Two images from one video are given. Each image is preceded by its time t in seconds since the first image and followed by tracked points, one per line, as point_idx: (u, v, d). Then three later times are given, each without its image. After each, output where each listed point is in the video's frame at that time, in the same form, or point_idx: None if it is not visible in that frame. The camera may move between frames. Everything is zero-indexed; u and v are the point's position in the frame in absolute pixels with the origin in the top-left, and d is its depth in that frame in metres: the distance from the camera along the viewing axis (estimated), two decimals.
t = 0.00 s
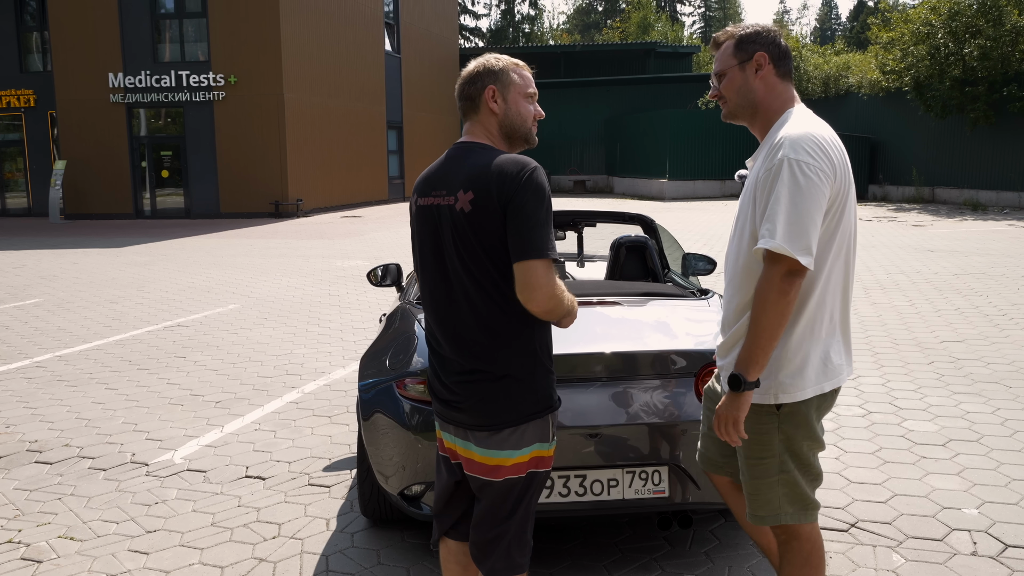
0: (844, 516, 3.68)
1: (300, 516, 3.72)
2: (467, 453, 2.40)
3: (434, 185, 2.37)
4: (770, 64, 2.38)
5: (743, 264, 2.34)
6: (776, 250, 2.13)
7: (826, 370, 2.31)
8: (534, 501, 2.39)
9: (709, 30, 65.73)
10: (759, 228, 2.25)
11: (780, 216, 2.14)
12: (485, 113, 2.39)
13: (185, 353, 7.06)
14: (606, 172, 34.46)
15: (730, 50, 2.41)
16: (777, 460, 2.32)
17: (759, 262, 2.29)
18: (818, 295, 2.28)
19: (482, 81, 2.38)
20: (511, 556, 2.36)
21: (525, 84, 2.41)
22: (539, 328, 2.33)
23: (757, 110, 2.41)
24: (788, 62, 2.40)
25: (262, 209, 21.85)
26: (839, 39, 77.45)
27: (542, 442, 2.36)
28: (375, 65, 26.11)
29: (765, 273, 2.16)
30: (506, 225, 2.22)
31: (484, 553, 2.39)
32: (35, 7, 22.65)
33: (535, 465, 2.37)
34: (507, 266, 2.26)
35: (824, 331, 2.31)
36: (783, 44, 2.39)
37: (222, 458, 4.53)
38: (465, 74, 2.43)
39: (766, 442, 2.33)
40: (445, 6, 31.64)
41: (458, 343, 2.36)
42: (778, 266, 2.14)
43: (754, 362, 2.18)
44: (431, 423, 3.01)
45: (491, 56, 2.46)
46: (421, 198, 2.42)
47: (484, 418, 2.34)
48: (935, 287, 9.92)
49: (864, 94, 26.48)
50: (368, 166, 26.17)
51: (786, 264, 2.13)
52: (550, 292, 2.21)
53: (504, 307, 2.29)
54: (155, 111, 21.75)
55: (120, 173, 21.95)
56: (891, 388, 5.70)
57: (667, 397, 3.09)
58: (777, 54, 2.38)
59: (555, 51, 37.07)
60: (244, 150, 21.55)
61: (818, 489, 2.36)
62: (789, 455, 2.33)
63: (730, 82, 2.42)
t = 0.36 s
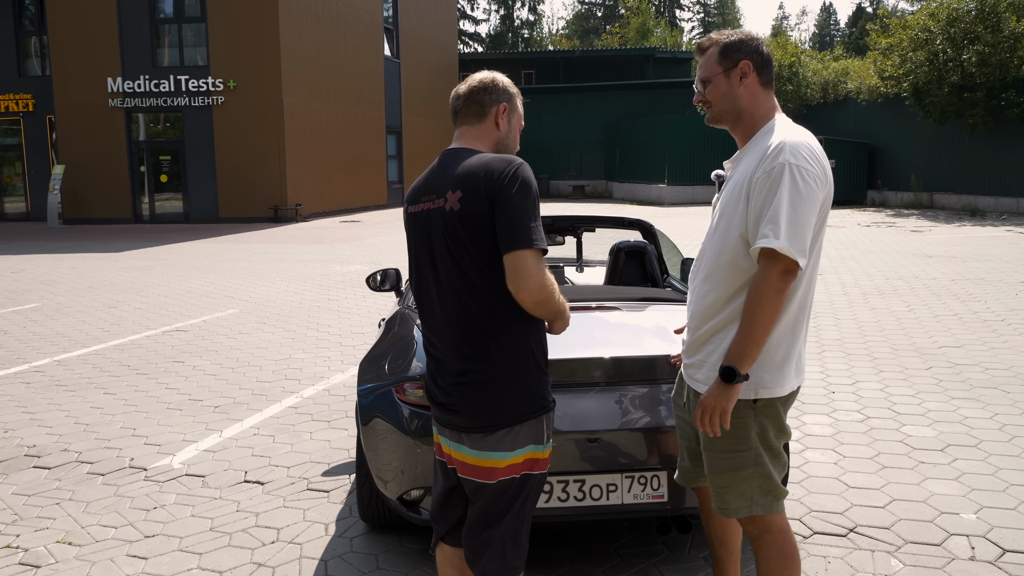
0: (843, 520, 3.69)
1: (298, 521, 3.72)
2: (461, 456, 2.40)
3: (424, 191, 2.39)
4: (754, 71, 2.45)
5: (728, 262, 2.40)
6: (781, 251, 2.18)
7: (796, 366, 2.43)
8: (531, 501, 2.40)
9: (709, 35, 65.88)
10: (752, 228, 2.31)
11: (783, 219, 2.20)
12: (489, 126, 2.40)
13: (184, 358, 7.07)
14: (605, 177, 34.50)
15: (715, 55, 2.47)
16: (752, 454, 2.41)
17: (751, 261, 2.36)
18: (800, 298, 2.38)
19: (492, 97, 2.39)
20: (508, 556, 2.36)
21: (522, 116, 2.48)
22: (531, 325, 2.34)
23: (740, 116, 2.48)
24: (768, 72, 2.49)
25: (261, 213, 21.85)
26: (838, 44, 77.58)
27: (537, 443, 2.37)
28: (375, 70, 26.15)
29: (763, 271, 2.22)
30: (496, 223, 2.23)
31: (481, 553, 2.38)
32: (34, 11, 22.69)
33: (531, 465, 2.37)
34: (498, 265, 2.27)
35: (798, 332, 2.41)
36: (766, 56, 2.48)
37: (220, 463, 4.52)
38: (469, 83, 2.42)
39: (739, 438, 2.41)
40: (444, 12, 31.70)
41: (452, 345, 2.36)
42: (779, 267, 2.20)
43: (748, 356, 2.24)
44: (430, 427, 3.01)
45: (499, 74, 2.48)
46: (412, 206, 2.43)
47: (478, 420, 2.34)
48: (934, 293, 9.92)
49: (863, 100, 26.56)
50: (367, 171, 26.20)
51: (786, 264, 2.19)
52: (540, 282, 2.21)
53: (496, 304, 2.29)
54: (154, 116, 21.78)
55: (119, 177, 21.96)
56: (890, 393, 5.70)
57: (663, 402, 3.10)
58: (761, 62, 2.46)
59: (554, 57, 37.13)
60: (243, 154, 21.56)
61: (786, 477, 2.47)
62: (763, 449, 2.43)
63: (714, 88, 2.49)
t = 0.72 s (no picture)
0: (834, 522, 3.70)
1: (291, 524, 3.71)
2: (451, 458, 2.41)
3: (416, 195, 2.40)
4: (732, 79, 2.54)
5: (716, 256, 2.48)
6: (774, 240, 2.29)
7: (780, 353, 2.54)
8: (524, 505, 2.39)
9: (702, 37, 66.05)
10: (741, 222, 2.40)
11: (772, 211, 2.31)
12: (467, 125, 2.40)
13: (176, 361, 7.05)
14: (598, 180, 34.55)
15: (694, 64, 2.55)
16: (726, 442, 2.47)
17: (743, 254, 2.44)
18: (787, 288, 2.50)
19: (465, 99, 2.40)
20: (499, 558, 2.36)
21: (504, 104, 2.46)
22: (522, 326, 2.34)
23: (720, 121, 2.56)
24: (743, 77, 2.57)
25: (254, 216, 21.80)
26: (830, 48, 77.87)
27: (528, 446, 2.37)
28: (368, 73, 26.15)
29: (758, 263, 2.32)
30: (484, 224, 2.24)
31: (473, 556, 2.38)
32: (26, 13, 22.61)
33: (520, 468, 2.37)
34: (488, 266, 2.27)
35: (779, 324, 2.51)
36: (740, 59, 2.56)
37: (213, 466, 4.51)
38: (449, 87, 2.43)
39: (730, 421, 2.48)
40: (438, 15, 31.73)
41: (443, 347, 2.37)
42: (773, 255, 2.30)
43: (748, 341, 2.33)
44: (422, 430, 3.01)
45: (473, 72, 2.48)
46: (405, 209, 2.44)
47: (469, 421, 2.34)
48: (925, 295, 9.97)
49: (855, 103, 26.67)
50: (361, 174, 26.18)
51: (777, 253, 2.30)
52: (528, 282, 2.21)
53: (485, 305, 2.29)
54: (146, 118, 21.71)
55: (111, 180, 21.87)
56: (882, 395, 5.72)
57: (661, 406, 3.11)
58: (736, 70, 2.54)
59: (548, 60, 37.17)
60: (236, 156, 21.52)
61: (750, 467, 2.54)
62: (736, 438, 2.49)
63: (694, 94, 2.56)
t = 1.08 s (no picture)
0: (828, 525, 3.71)
1: (285, 528, 3.71)
2: (448, 460, 2.41)
3: (417, 198, 2.40)
4: (730, 83, 2.57)
5: (719, 255, 2.49)
6: (775, 237, 2.30)
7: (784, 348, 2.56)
8: (522, 507, 2.40)
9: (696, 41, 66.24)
10: (742, 220, 2.42)
11: (773, 208, 2.32)
12: (473, 128, 2.41)
13: (170, 365, 7.03)
14: (593, 183, 34.60)
15: (692, 67, 2.55)
16: (759, 442, 2.51)
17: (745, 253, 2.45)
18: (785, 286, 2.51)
19: (468, 100, 2.40)
20: (495, 561, 2.37)
21: (507, 106, 2.46)
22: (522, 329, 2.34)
23: (719, 123, 2.58)
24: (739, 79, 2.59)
25: (248, 219, 21.77)
26: (824, 51, 78.16)
27: (526, 449, 2.37)
28: (362, 76, 26.15)
29: (758, 258, 2.33)
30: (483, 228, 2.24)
31: (470, 558, 2.38)
32: (19, 16, 22.56)
33: (519, 471, 2.38)
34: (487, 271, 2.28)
35: (780, 321, 2.53)
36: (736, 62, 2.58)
37: (206, 470, 4.51)
38: (451, 88, 2.43)
39: (751, 425, 2.50)
40: (432, 18, 31.76)
41: (442, 350, 2.37)
42: (773, 250, 2.32)
43: (745, 334, 2.34)
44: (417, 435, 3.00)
45: (476, 74, 2.49)
46: (406, 212, 2.45)
47: (467, 423, 2.34)
48: (918, 298, 10.01)
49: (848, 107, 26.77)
50: (355, 177, 26.17)
51: (777, 249, 2.31)
52: (523, 289, 2.21)
53: (483, 309, 2.29)
54: (140, 121, 21.65)
55: (104, 183, 21.82)
56: (875, 398, 5.73)
57: (658, 410, 3.13)
58: (733, 73, 2.57)
59: (542, 63, 37.20)
60: (230, 159, 21.49)
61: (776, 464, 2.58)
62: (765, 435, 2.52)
63: (694, 98, 2.57)
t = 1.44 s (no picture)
0: (818, 527, 3.71)
1: (273, 540, 3.68)
2: (441, 469, 2.40)
3: (409, 205, 2.39)
4: (732, 88, 2.55)
5: (732, 268, 2.49)
6: (794, 259, 2.29)
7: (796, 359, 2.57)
8: (513, 516, 2.39)
9: (683, 46, 66.53)
10: (758, 238, 2.42)
11: (792, 227, 2.31)
12: (467, 134, 2.40)
13: (157, 376, 6.99)
14: (582, 189, 34.67)
15: (694, 79, 2.57)
16: (774, 446, 2.52)
17: (760, 268, 2.45)
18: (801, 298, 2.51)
19: (467, 105, 2.39)
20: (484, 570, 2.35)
21: (501, 112, 2.48)
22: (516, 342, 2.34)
23: (728, 132, 2.58)
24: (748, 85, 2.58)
25: (236, 229, 21.69)
26: (810, 55, 78.63)
27: (518, 459, 2.37)
28: (350, 84, 26.14)
29: (776, 278, 2.32)
30: (479, 240, 2.23)
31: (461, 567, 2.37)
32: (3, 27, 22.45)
33: (509, 482, 2.37)
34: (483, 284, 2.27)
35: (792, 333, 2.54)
36: (740, 68, 2.56)
37: (194, 482, 4.48)
38: (447, 92, 2.41)
39: (764, 432, 2.51)
40: (420, 26, 31.81)
41: (435, 360, 2.36)
42: (790, 271, 2.31)
43: (768, 359, 2.34)
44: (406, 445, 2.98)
45: (470, 78, 2.48)
46: (398, 219, 2.43)
47: (461, 433, 2.33)
48: (906, 299, 10.06)
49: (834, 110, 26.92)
50: (344, 185, 26.13)
51: (795, 270, 2.31)
52: (521, 306, 2.22)
53: (480, 321, 2.29)
54: (127, 131, 21.57)
55: (91, 194, 21.73)
56: (864, 400, 5.75)
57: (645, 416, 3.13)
58: (737, 77, 2.55)
59: (529, 69, 37.27)
60: (218, 169, 21.43)
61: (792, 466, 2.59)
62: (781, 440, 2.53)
63: (697, 109, 2.58)
